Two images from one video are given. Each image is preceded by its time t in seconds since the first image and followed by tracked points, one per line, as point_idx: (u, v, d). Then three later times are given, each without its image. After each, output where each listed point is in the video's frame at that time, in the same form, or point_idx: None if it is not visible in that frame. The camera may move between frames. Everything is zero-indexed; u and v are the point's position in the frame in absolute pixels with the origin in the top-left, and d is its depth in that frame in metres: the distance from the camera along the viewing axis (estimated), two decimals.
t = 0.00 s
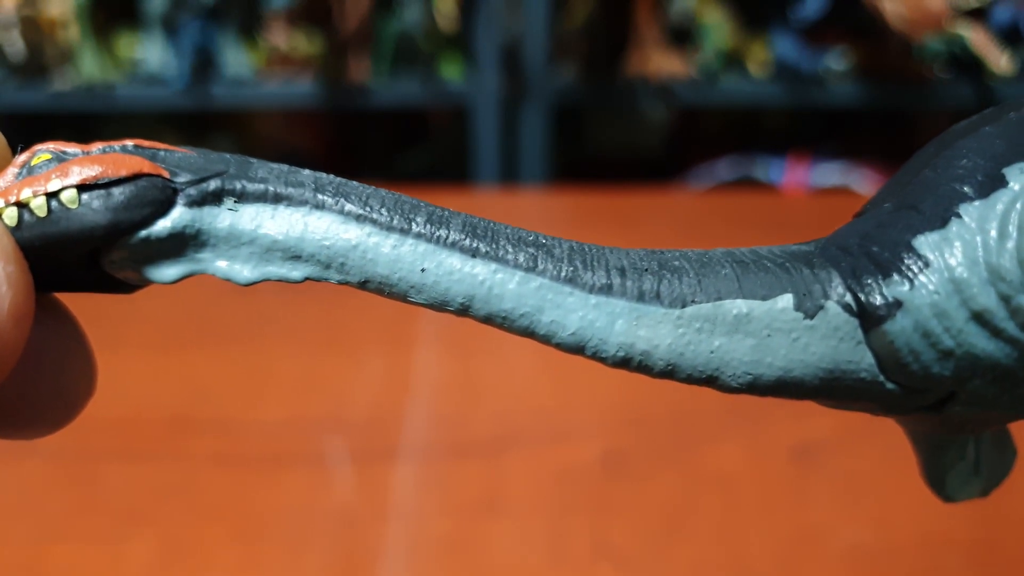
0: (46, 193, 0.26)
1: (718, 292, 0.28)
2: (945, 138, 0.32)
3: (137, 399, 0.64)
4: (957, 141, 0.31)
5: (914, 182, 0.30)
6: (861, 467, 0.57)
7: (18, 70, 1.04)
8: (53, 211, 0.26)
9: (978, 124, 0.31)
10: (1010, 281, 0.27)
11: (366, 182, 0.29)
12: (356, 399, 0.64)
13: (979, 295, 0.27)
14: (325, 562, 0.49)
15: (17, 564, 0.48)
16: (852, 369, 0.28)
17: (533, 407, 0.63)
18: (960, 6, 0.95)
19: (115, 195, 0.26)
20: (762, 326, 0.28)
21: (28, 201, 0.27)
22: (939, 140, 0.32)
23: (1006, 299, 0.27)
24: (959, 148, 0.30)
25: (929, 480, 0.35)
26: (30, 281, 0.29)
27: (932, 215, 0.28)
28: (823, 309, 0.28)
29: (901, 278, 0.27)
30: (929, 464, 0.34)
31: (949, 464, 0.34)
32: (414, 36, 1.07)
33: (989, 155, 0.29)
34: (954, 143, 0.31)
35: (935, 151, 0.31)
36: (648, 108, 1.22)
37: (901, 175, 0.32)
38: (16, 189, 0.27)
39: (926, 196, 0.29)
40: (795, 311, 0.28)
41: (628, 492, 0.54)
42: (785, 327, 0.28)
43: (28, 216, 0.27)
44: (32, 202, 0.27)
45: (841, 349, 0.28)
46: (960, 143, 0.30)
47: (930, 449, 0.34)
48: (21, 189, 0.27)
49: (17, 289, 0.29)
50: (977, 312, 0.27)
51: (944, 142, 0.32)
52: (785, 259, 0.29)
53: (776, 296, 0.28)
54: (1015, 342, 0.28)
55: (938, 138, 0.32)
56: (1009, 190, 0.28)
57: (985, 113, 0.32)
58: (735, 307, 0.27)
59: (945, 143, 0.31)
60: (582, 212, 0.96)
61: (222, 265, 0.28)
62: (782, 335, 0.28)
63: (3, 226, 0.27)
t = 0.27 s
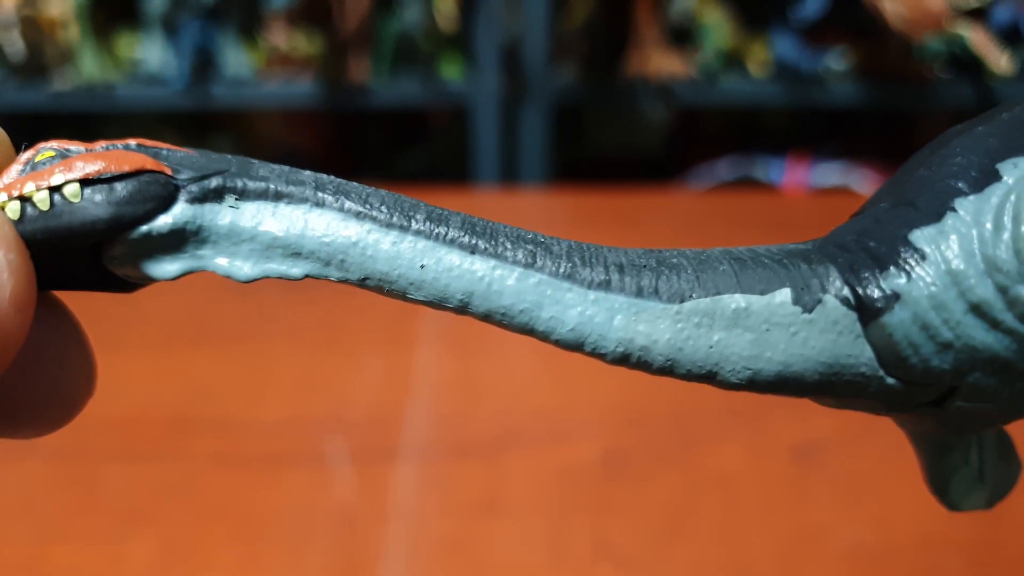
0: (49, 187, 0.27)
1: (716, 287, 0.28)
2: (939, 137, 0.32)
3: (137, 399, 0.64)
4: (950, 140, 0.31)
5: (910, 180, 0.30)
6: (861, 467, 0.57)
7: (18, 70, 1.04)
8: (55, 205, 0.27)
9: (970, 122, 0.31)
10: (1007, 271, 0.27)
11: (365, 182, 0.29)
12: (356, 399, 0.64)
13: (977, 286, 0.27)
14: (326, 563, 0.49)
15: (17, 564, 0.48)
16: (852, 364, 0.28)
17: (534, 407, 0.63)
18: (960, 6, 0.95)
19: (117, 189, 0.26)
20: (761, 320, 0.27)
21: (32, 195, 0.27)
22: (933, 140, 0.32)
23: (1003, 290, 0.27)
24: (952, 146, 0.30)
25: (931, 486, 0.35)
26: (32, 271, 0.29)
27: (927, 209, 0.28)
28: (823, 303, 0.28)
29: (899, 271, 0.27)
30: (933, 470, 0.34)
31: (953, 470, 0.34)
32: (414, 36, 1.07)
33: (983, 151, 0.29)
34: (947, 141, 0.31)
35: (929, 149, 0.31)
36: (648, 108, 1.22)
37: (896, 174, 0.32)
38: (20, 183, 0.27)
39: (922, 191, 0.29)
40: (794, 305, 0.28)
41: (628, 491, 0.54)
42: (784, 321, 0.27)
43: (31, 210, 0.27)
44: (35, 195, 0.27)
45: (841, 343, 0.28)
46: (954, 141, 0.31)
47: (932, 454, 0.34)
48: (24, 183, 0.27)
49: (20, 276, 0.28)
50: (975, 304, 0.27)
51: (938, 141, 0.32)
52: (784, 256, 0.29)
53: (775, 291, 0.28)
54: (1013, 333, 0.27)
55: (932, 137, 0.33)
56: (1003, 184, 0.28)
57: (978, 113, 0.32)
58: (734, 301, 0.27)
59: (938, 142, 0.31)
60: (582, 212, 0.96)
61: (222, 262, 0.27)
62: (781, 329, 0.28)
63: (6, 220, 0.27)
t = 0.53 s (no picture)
0: (47, 179, 0.26)
1: (715, 281, 0.28)
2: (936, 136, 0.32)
3: (137, 399, 0.64)
4: (947, 137, 0.31)
5: (907, 177, 0.30)
6: (861, 467, 0.57)
7: (18, 70, 1.04)
8: (53, 198, 0.27)
9: (967, 120, 0.31)
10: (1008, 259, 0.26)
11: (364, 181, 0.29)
12: (356, 399, 0.64)
13: (976, 275, 0.27)
14: (326, 563, 0.49)
15: (17, 564, 0.48)
16: (853, 358, 0.28)
17: (534, 407, 0.63)
18: (960, 6, 0.95)
19: (116, 183, 0.26)
20: (760, 314, 0.27)
21: (30, 188, 0.27)
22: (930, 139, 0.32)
23: (1003, 279, 0.27)
24: (949, 143, 0.30)
25: (937, 494, 0.35)
26: (28, 261, 0.28)
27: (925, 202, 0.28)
28: (822, 296, 0.28)
29: (897, 263, 0.27)
30: (937, 478, 0.34)
31: (958, 476, 0.34)
32: (414, 36, 1.07)
33: (979, 146, 0.29)
34: (944, 139, 0.31)
35: (926, 147, 0.32)
36: (648, 108, 1.22)
37: (895, 173, 0.32)
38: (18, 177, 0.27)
39: (919, 186, 0.29)
40: (793, 298, 0.28)
41: (628, 491, 0.54)
42: (784, 314, 0.27)
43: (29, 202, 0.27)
44: (33, 187, 0.27)
45: (841, 336, 0.28)
46: (950, 139, 0.31)
47: (936, 462, 0.34)
48: (23, 176, 0.27)
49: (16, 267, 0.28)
50: (975, 293, 0.27)
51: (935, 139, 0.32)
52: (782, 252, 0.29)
53: (774, 284, 0.28)
54: (1014, 324, 0.27)
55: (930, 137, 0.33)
56: (1000, 176, 0.28)
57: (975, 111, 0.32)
58: (733, 295, 0.27)
59: (935, 140, 0.31)
60: (583, 212, 0.96)
61: (218, 258, 0.27)
62: (781, 323, 0.27)
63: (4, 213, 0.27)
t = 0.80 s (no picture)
0: (47, 176, 0.27)
1: (714, 276, 0.28)
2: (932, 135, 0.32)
3: (137, 399, 0.64)
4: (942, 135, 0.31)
5: (904, 174, 0.30)
6: (861, 467, 0.57)
7: (18, 70, 1.04)
8: (52, 194, 0.27)
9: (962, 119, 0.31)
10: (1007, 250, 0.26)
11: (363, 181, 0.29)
12: (356, 400, 0.64)
13: (975, 267, 0.26)
14: (326, 563, 0.49)
15: (18, 564, 0.48)
16: (853, 353, 0.28)
17: (534, 407, 0.63)
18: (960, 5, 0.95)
19: (115, 180, 0.27)
20: (760, 309, 0.27)
21: (28, 184, 0.27)
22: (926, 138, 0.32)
23: (1002, 271, 0.26)
24: (944, 140, 0.30)
25: (941, 498, 0.35)
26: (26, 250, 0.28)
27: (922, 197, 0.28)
28: (821, 290, 0.28)
29: (896, 257, 0.27)
30: (941, 481, 0.34)
31: (962, 480, 0.34)
32: (414, 36, 1.07)
33: (975, 143, 0.29)
34: (939, 136, 0.31)
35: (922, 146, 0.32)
36: (648, 108, 1.22)
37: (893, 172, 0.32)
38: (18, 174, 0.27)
39: (916, 182, 0.29)
40: (793, 293, 0.28)
41: (628, 492, 0.54)
42: (783, 310, 0.27)
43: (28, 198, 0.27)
44: (32, 184, 0.27)
45: (841, 330, 0.28)
46: (946, 136, 0.31)
47: (939, 465, 0.34)
48: (22, 174, 0.27)
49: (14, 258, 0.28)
50: (975, 285, 0.27)
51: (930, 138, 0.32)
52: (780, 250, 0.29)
53: (773, 280, 0.28)
54: (1015, 316, 0.27)
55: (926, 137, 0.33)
56: (996, 170, 0.28)
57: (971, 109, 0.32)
58: (731, 290, 0.27)
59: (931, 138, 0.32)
60: (583, 212, 0.96)
61: (216, 257, 0.27)
62: (780, 318, 0.27)
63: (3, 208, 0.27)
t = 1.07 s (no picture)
0: (47, 170, 0.27)
1: (711, 270, 0.28)
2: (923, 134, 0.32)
3: (137, 399, 0.64)
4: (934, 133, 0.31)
5: (898, 172, 0.30)
6: (861, 467, 0.57)
7: (18, 70, 1.04)
8: (53, 187, 0.27)
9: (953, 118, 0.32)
10: (1003, 239, 0.26)
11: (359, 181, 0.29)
12: (356, 400, 0.64)
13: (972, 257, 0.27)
14: (326, 564, 0.49)
15: (18, 564, 0.48)
16: (853, 345, 0.28)
17: (533, 407, 0.63)
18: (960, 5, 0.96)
19: (114, 175, 0.27)
20: (758, 301, 0.27)
21: (29, 179, 0.27)
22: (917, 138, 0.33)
23: (999, 260, 0.27)
24: (936, 137, 0.30)
25: (946, 502, 0.35)
26: (26, 242, 0.28)
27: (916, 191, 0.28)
28: (819, 282, 0.28)
29: (893, 248, 0.27)
30: (946, 484, 0.34)
31: (967, 481, 0.34)
32: (414, 36, 1.08)
33: (967, 138, 0.29)
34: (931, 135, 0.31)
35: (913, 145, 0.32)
36: (648, 108, 1.22)
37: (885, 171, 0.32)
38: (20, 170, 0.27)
39: (910, 177, 0.29)
40: (791, 285, 0.28)
41: (628, 492, 0.54)
42: (781, 301, 0.27)
43: (28, 192, 0.27)
44: (33, 178, 0.27)
45: (840, 321, 0.28)
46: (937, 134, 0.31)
47: (944, 469, 0.33)
48: (24, 169, 0.27)
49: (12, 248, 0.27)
50: (973, 275, 0.27)
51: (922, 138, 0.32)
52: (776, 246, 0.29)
53: (770, 272, 0.28)
54: (1013, 306, 0.27)
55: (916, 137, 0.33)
56: (988, 163, 0.28)
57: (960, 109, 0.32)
58: (729, 283, 0.27)
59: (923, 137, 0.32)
60: (583, 211, 0.96)
61: (214, 253, 0.27)
62: (778, 310, 0.27)
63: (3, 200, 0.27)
